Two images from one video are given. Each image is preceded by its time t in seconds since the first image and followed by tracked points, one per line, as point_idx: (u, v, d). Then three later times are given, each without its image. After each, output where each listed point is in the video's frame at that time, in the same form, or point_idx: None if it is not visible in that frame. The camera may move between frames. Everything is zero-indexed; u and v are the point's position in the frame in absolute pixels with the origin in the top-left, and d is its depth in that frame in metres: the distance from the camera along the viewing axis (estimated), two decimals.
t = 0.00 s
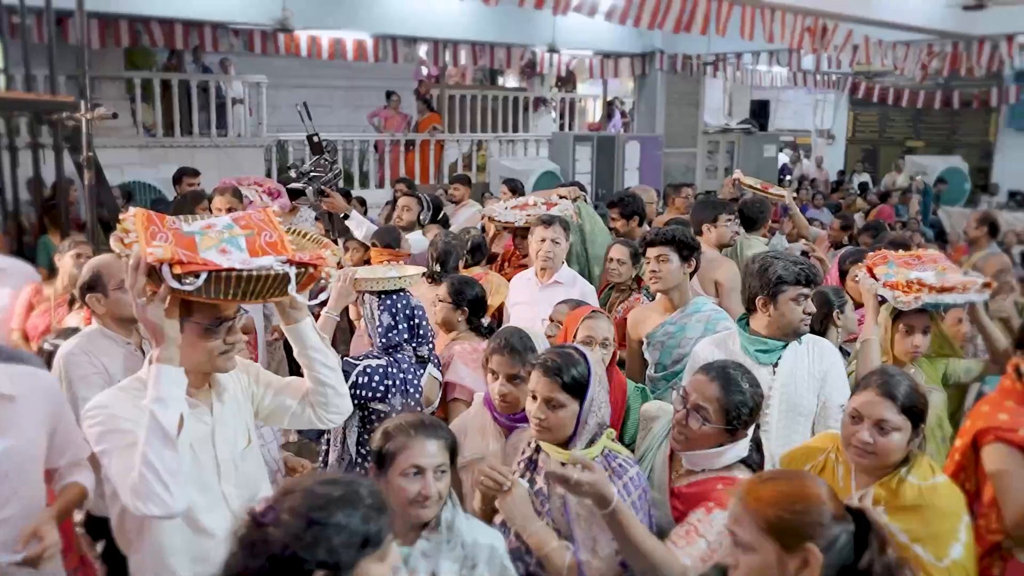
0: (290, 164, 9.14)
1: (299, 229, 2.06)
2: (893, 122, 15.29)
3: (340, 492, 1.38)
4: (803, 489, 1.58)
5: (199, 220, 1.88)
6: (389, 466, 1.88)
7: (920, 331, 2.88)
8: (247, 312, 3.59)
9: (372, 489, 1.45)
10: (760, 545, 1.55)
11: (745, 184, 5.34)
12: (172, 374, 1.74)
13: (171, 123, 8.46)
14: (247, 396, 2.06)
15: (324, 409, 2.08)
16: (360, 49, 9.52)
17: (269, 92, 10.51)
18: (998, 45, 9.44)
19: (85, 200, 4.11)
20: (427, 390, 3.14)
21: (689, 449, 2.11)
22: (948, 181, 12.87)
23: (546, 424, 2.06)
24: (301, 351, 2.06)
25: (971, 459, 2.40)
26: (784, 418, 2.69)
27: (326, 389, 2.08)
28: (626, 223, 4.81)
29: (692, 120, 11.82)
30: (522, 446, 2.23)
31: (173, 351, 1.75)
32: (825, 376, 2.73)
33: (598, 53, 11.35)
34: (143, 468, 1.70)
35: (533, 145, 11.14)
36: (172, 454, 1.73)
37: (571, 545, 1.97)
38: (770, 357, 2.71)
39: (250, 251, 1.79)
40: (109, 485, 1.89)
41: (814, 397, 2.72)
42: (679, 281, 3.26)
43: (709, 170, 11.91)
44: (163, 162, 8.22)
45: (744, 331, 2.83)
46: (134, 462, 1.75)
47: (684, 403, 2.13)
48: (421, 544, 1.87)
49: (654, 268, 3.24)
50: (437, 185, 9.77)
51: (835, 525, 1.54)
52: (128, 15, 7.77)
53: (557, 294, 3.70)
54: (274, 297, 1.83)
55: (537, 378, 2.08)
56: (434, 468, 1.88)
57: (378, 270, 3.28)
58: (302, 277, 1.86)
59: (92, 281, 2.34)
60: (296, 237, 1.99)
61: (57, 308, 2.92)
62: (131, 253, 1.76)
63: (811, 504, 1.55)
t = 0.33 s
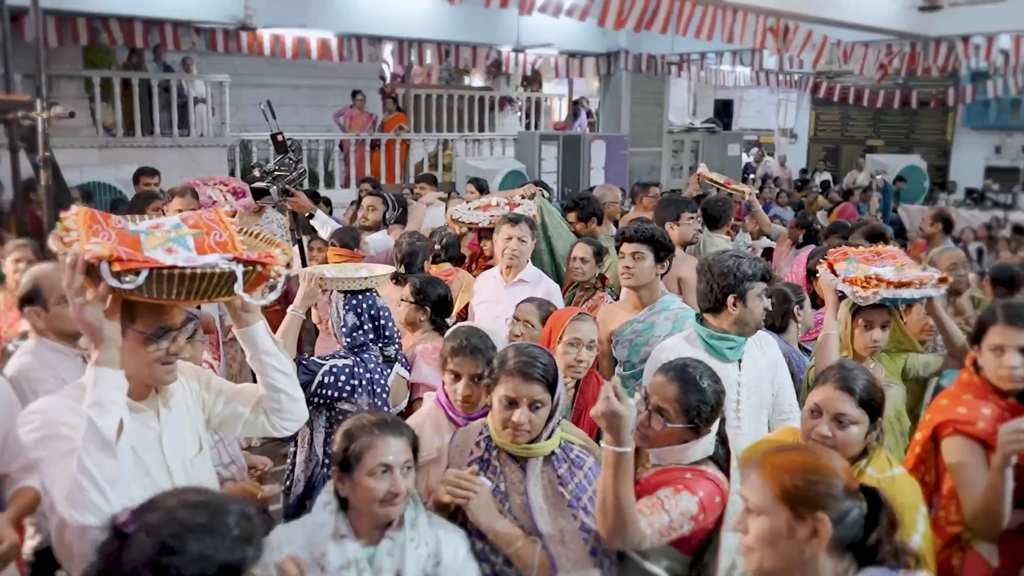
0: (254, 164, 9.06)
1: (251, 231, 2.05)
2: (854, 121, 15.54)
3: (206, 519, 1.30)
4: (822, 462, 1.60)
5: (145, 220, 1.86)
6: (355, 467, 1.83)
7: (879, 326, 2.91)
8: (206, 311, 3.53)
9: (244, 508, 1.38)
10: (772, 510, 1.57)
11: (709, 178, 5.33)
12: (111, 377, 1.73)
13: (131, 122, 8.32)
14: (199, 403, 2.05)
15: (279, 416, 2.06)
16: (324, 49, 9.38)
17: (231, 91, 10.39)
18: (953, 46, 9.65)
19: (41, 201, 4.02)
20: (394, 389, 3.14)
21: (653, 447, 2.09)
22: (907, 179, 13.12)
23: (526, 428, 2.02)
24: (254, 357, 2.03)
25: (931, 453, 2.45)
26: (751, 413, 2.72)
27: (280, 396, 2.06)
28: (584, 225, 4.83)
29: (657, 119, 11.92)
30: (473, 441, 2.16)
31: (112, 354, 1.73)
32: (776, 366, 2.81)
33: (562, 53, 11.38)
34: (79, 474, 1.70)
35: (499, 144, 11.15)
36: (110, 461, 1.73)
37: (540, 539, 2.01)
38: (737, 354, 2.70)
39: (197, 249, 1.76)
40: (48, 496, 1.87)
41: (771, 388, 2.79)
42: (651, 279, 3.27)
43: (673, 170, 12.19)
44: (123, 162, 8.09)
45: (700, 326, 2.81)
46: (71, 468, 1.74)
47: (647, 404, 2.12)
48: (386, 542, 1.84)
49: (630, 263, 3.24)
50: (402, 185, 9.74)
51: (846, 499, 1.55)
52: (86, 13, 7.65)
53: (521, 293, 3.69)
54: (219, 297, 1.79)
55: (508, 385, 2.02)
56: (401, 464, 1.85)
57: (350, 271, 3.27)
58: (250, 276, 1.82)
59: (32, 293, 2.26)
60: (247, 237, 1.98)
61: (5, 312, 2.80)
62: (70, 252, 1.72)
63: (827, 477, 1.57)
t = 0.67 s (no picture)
0: (214, 163, 8.96)
1: (207, 236, 2.02)
2: (812, 121, 15.81)
3: (76, 526, 1.28)
4: (835, 449, 1.62)
5: (97, 223, 1.83)
6: (327, 472, 1.74)
7: (834, 322, 2.95)
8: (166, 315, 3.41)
9: (121, 516, 1.36)
10: (782, 495, 1.60)
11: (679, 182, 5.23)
12: (48, 390, 1.72)
13: (87, 121, 8.17)
14: (152, 414, 2.03)
15: (235, 428, 2.03)
16: (284, 47, 9.33)
17: (190, 91, 10.26)
18: (907, 46, 9.84)
19: None
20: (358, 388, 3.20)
21: (616, 441, 2.09)
22: (865, 177, 13.36)
23: (475, 420, 2.01)
24: (209, 365, 1.99)
25: (887, 446, 2.49)
26: (708, 408, 2.73)
27: (237, 408, 2.02)
28: (541, 224, 4.84)
29: (620, 118, 12.00)
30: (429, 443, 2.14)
31: (51, 365, 1.73)
32: (728, 362, 2.84)
33: (524, 52, 11.39)
34: (13, 489, 1.70)
35: (462, 144, 11.16)
36: (46, 476, 1.74)
37: (505, 537, 2.02)
38: (693, 351, 2.73)
39: (146, 256, 1.73)
40: None
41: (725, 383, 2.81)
42: (619, 279, 3.25)
43: (637, 168, 12.22)
44: (78, 162, 7.95)
45: (655, 325, 2.82)
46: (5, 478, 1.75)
47: (608, 400, 2.12)
48: (349, 545, 1.79)
49: (600, 263, 3.21)
50: (365, 185, 9.69)
51: (857, 487, 1.57)
52: (37, 11, 7.50)
53: (482, 291, 3.68)
54: (165, 305, 1.76)
55: (460, 372, 2.02)
56: (371, 462, 1.80)
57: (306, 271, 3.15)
58: (196, 285, 1.77)
59: None
60: (203, 242, 1.94)
61: None
62: (11, 256, 1.68)
63: (840, 463, 1.58)
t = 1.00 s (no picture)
0: (176, 163, 8.84)
1: (171, 237, 1.96)
2: (775, 120, 15.98)
3: None
4: (832, 446, 1.63)
5: (60, 224, 1.75)
6: (296, 479, 1.70)
7: (794, 319, 2.99)
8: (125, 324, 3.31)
9: (37, 522, 1.35)
10: (777, 490, 1.61)
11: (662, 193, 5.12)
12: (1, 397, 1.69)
13: (44, 121, 8.02)
14: (114, 421, 1.99)
15: (200, 434, 1.99)
16: (247, 45, 9.20)
17: (151, 90, 10.12)
18: (866, 47, 9.99)
19: None
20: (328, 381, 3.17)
21: (580, 435, 2.08)
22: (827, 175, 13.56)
23: (420, 410, 1.99)
24: (174, 371, 1.95)
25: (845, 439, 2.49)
26: (663, 404, 2.74)
27: (202, 413, 1.98)
28: (504, 217, 4.83)
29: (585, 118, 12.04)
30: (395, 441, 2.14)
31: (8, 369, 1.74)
32: (693, 357, 2.84)
33: (490, 51, 11.37)
34: None
35: (428, 143, 11.14)
36: None
37: (459, 542, 2.00)
38: (643, 349, 2.78)
39: (107, 259, 1.67)
40: None
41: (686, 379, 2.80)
42: (585, 278, 3.24)
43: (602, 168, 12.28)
44: (35, 163, 7.80)
45: (614, 326, 2.88)
46: None
47: (570, 392, 2.11)
48: (313, 548, 1.76)
49: (562, 264, 3.21)
50: (330, 185, 9.63)
51: (854, 485, 1.57)
52: None
53: (447, 291, 3.66)
54: (123, 310, 1.74)
55: (420, 361, 2.03)
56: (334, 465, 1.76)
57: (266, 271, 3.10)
58: (156, 291, 1.75)
59: None
60: (168, 245, 1.88)
61: None
62: None
63: (836, 461, 1.59)
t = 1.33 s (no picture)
0: (135, 164, 8.69)
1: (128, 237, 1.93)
2: (737, 119, 16.16)
3: None
4: (804, 442, 1.65)
5: (10, 224, 1.69)
6: (247, 484, 1.67)
7: (755, 317, 3.02)
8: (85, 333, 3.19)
9: None
10: (749, 486, 1.63)
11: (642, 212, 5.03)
12: None
13: None
14: (70, 424, 1.95)
15: (160, 434, 1.96)
16: (207, 45, 9.12)
17: (109, 89, 9.95)
18: (826, 48, 10.12)
19: None
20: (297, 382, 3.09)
21: (540, 434, 2.08)
22: (789, 174, 13.76)
23: (379, 410, 2.00)
24: (131, 370, 1.92)
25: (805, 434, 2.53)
26: (613, 403, 2.77)
27: (161, 413, 1.95)
28: (467, 213, 4.86)
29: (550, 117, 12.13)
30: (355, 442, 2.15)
31: None
32: (654, 363, 2.81)
33: (454, 51, 11.34)
34: None
35: (392, 142, 11.12)
36: None
37: (414, 544, 1.99)
38: (598, 347, 2.80)
39: (67, 259, 1.64)
40: None
41: (643, 383, 2.79)
42: (549, 277, 3.19)
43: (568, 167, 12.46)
44: None
45: (578, 326, 2.88)
46: None
47: (530, 391, 2.10)
48: (268, 552, 1.74)
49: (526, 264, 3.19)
50: (293, 186, 9.54)
51: (826, 480, 1.58)
52: None
53: (410, 291, 3.63)
54: (88, 310, 1.71)
55: (383, 361, 2.05)
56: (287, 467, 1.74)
57: (226, 269, 3.08)
58: (122, 289, 1.73)
59: None
60: (124, 243, 1.86)
61: None
62: None
63: (806, 456, 1.61)
